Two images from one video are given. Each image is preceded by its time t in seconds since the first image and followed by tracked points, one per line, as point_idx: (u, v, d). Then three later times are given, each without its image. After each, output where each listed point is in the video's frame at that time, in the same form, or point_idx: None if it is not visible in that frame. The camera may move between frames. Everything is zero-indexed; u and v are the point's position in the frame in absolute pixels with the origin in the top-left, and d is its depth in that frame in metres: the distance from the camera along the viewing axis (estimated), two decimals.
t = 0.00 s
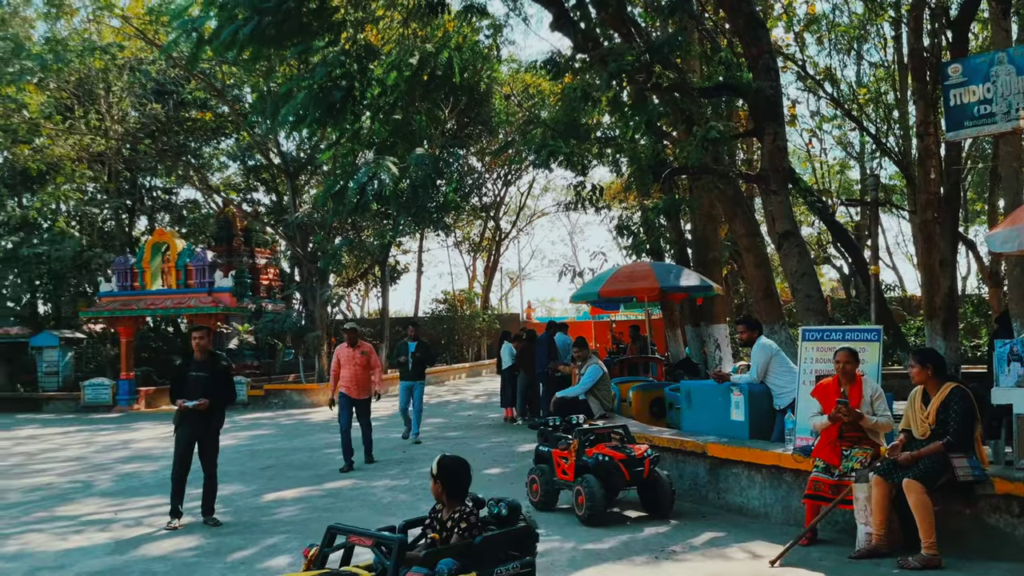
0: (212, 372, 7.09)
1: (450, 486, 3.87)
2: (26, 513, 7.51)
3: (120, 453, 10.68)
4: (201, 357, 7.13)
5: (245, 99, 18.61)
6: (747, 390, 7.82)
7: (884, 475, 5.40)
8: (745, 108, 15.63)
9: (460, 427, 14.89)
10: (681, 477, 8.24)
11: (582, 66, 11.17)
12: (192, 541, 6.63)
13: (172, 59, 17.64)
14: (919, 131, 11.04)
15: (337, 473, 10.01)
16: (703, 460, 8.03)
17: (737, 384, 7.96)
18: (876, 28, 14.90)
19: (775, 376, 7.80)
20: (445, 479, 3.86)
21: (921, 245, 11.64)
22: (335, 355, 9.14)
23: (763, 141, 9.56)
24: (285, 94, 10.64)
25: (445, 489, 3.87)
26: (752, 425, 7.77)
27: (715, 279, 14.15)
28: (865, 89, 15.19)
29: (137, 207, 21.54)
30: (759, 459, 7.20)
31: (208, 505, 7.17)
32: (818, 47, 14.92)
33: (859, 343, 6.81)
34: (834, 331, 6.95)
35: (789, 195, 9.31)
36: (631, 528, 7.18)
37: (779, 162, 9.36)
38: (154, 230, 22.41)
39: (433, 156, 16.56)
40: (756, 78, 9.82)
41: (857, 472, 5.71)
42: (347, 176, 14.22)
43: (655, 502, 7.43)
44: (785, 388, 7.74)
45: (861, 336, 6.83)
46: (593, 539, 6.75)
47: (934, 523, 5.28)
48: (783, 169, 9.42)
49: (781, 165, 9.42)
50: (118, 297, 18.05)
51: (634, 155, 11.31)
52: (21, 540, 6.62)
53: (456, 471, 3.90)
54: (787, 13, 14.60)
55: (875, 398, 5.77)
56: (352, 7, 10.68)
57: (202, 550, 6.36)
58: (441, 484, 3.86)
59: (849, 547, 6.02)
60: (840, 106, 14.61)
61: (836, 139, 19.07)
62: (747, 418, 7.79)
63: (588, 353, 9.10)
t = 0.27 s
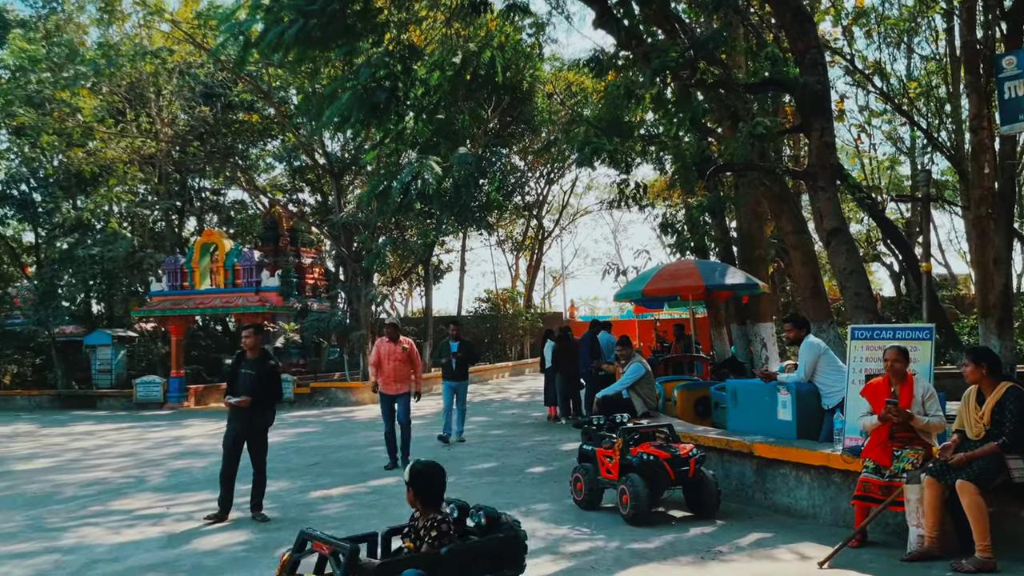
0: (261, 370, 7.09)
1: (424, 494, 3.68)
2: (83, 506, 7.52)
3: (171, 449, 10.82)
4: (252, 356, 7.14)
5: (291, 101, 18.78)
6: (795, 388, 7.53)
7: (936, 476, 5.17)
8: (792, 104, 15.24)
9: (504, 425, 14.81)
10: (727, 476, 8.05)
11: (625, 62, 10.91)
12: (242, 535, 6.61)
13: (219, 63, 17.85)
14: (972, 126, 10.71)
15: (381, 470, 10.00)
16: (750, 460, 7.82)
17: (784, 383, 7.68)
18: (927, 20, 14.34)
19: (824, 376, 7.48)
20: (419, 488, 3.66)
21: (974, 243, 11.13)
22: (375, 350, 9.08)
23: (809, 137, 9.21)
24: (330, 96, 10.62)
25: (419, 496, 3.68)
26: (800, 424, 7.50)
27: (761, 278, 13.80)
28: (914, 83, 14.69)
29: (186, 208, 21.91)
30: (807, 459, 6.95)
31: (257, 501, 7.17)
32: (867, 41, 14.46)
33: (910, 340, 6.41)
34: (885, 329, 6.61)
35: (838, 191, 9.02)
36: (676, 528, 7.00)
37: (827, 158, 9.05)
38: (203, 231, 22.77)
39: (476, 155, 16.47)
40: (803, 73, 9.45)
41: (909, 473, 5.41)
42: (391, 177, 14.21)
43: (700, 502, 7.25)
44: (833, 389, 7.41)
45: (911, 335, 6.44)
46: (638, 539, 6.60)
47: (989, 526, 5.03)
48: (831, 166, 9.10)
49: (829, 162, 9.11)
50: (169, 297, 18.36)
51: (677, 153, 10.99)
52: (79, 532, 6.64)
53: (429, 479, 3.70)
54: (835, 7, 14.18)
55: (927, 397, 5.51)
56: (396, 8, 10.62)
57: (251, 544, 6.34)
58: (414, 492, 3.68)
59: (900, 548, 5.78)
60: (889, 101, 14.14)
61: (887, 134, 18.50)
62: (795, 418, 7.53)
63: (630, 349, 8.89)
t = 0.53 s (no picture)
0: (313, 368, 7.11)
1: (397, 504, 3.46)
2: (139, 500, 7.42)
3: (224, 446, 10.92)
4: (302, 354, 7.17)
5: (339, 102, 18.94)
6: (848, 388, 7.25)
7: (997, 478, 4.94)
8: (844, 98, 14.77)
9: (551, 424, 14.69)
10: (778, 477, 7.77)
11: (672, 58, 10.62)
12: (294, 531, 6.63)
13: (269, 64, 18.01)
14: None
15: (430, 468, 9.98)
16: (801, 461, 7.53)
17: (838, 382, 7.41)
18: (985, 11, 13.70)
19: (878, 375, 7.17)
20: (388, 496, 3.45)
21: None
22: (424, 351, 9.08)
23: (862, 132, 8.85)
24: (378, 97, 10.59)
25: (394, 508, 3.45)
26: (854, 426, 7.21)
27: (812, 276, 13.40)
28: (972, 76, 14.10)
29: (238, 208, 22.28)
30: (862, 460, 6.68)
31: (308, 497, 7.18)
32: (922, 34, 13.94)
33: (968, 339, 6.13)
34: (941, 328, 6.30)
35: (893, 186, 8.66)
36: (727, 528, 6.81)
37: (881, 153, 8.69)
38: (254, 231, 23.12)
39: (522, 154, 16.34)
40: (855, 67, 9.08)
41: (967, 475, 5.13)
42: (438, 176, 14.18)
43: (751, 502, 7.03)
44: (888, 389, 7.09)
45: (970, 334, 6.14)
46: (688, 539, 6.43)
47: None
48: (885, 161, 8.75)
49: (883, 156, 8.74)
50: (221, 296, 18.64)
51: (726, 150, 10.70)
52: (136, 527, 6.55)
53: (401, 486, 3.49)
54: None
55: (987, 398, 5.20)
56: (441, 9, 10.56)
57: (304, 538, 6.37)
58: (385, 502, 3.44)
59: (959, 552, 5.55)
60: (946, 95, 13.60)
61: (943, 128, 17.83)
62: (849, 419, 7.23)
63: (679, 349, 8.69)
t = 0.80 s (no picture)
0: (360, 366, 7.10)
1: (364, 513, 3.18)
2: (195, 495, 7.42)
3: (274, 444, 10.99)
4: (350, 353, 7.16)
5: (385, 103, 19.04)
6: (904, 387, 6.92)
7: None
8: (896, 94, 14.28)
9: (598, 423, 14.53)
10: (831, 478, 7.53)
11: (720, 53, 10.60)
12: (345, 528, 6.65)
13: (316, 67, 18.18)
14: None
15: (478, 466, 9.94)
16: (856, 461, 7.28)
17: (891, 382, 7.05)
18: None
19: (934, 375, 6.86)
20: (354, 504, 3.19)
21: None
22: (471, 348, 9.02)
23: (916, 127, 8.49)
24: (424, 97, 10.53)
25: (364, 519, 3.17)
26: (908, 426, 6.89)
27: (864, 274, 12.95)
28: None
29: (287, 209, 22.57)
30: (917, 461, 6.40)
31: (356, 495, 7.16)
32: (979, 24, 13.39)
33: None
34: (1003, 326, 6.02)
35: (950, 182, 8.28)
36: (778, 529, 6.59)
37: (936, 147, 8.32)
38: (303, 231, 23.39)
39: (568, 153, 16.17)
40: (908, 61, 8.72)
41: None
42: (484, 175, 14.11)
43: (804, 504, 6.78)
44: (945, 389, 6.80)
45: None
46: (739, 540, 6.26)
47: None
48: (942, 156, 8.37)
49: (940, 151, 8.36)
50: (270, 295, 18.86)
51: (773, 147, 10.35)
52: (191, 521, 6.49)
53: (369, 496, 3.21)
54: None
55: None
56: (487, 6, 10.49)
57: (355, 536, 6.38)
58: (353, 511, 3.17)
59: None
60: (1005, 86, 13.05)
61: (1002, 122, 17.14)
62: (904, 418, 6.91)
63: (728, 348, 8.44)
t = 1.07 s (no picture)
0: (401, 363, 7.04)
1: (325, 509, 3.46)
2: (247, 492, 7.46)
3: (323, 441, 11.05)
4: (390, 350, 7.11)
5: (429, 103, 19.07)
6: (963, 387, 6.59)
7: None
8: (952, 88, 13.72)
9: (645, 423, 14.31)
10: (888, 480, 7.24)
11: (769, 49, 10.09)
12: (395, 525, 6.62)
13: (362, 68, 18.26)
14: None
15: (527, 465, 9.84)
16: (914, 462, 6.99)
17: (951, 381, 6.74)
18: None
19: (997, 376, 6.46)
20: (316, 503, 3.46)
21: None
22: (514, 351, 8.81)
23: (975, 121, 8.03)
24: (470, 96, 10.43)
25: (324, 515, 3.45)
26: (970, 427, 6.58)
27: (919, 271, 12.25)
28: None
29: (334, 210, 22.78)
30: (982, 464, 6.08)
31: (405, 492, 7.13)
32: None
33: None
34: None
35: (1010, 178, 7.82)
36: (833, 532, 6.34)
37: (996, 141, 7.86)
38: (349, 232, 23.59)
39: (614, 151, 15.95)
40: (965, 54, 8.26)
41: None
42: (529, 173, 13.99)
43: (861, 507, 6.51)
44: (1008, 390, 6.40)
45: None
46: (793, 542, 6.04)
47: None
48: (1002, 150, 7.91)
49: (1000, 146, 7.90)
50: (318, 295, 19.04)
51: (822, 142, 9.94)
52: (245, 517, 6.49)
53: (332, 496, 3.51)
54: None
55: None
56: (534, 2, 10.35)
57: (405, 534, 6.34)
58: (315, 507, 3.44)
59: None
60: None
61: None
62: (964, 419, 6.60)
63: (778, 347, 8.17)
